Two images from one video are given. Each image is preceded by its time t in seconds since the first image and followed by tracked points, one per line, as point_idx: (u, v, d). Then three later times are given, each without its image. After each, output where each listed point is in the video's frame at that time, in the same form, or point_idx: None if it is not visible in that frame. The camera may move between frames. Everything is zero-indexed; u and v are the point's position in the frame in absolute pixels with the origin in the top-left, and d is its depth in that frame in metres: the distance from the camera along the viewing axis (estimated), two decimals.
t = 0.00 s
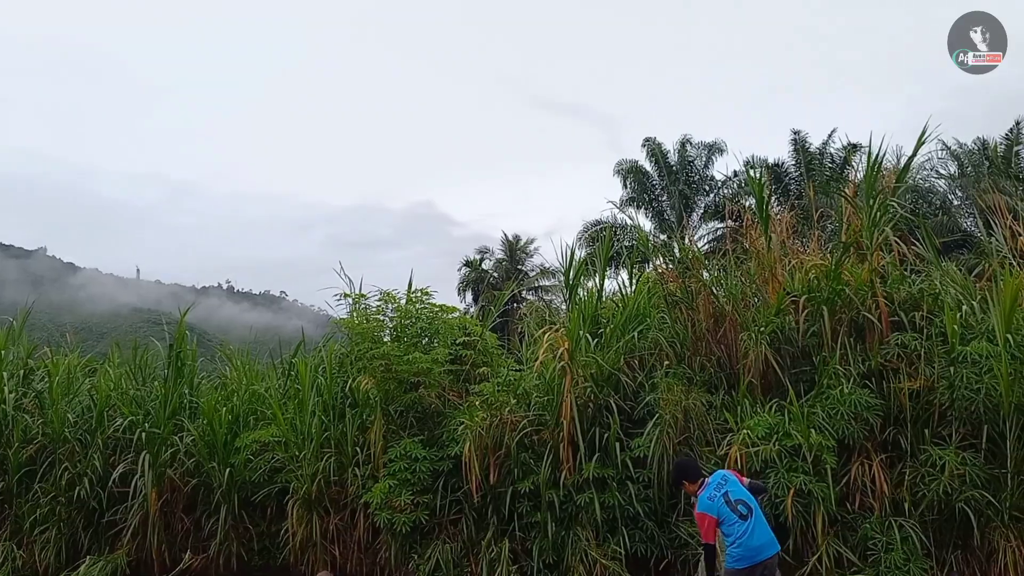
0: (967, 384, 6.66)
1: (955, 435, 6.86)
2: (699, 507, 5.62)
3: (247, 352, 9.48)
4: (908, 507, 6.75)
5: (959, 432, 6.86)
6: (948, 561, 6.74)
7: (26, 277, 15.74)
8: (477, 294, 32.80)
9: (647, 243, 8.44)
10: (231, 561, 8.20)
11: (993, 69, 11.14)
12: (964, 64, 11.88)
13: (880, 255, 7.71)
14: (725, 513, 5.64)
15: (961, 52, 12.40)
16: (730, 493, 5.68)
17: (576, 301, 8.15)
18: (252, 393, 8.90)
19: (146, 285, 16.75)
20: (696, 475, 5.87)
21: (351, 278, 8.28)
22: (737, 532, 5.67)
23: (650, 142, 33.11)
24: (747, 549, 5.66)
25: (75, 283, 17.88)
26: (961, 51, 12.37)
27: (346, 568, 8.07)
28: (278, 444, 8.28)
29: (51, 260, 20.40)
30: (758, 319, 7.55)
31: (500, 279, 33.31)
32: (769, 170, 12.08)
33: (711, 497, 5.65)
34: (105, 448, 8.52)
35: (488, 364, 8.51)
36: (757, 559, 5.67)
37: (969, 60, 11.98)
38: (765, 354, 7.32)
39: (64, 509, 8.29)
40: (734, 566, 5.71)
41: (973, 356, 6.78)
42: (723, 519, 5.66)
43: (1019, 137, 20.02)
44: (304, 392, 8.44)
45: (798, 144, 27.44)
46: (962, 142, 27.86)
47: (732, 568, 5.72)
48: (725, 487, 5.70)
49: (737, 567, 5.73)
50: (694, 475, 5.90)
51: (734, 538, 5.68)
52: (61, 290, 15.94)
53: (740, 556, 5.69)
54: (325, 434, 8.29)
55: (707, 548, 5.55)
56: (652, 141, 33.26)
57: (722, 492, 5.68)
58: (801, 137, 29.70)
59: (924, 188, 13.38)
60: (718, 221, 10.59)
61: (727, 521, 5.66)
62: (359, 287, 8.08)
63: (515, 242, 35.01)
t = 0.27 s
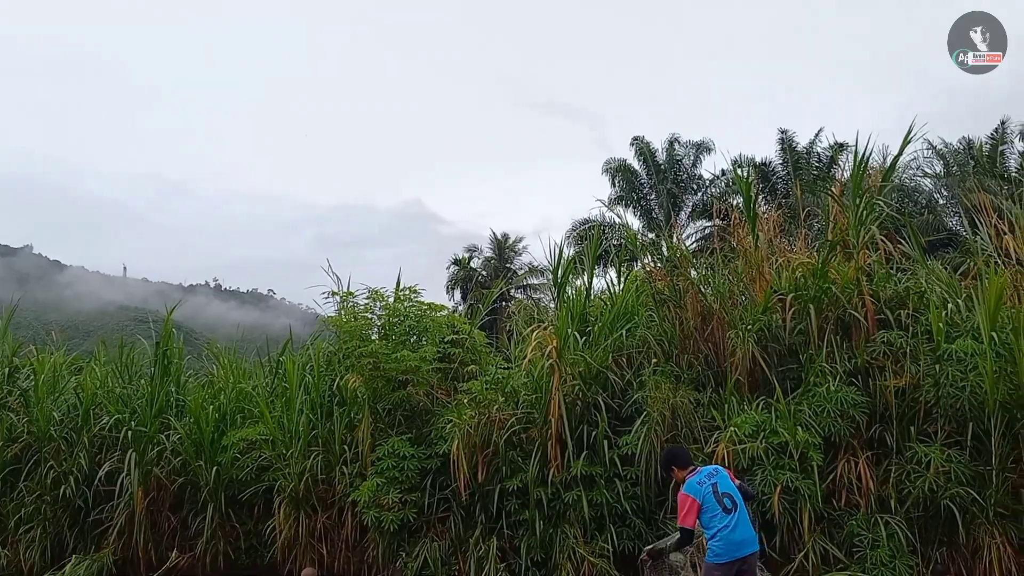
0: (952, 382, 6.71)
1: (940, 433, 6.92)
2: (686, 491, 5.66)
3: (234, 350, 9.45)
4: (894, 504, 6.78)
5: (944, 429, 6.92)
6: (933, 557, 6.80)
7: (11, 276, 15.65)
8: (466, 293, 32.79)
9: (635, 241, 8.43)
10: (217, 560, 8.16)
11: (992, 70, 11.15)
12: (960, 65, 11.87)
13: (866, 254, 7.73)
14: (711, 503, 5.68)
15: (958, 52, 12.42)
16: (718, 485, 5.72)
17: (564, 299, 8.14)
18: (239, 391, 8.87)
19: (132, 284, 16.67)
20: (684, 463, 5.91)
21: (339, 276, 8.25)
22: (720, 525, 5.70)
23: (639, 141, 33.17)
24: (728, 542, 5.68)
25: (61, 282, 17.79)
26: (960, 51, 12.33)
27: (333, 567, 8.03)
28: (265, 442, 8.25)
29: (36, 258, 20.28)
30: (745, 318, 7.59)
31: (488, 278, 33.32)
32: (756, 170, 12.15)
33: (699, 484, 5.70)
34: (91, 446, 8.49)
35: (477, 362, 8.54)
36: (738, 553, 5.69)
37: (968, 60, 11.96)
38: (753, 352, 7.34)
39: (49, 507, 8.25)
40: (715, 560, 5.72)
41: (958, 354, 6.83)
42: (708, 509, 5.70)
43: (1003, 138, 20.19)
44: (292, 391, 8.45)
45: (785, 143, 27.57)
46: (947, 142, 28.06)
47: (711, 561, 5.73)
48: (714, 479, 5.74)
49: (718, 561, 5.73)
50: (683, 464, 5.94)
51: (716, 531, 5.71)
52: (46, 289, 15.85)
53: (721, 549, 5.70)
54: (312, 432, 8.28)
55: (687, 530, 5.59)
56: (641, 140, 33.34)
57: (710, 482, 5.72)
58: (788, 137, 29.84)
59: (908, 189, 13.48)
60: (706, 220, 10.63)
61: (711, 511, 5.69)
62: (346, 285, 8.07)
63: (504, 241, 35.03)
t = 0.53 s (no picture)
0: (928, 379, 6.78)
1: (917, 430, 6.98)
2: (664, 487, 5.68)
3: (212, 347, 9.38)
4: (870, 500, 6.85)
5: (920, 426, 6.99)
6: (909, 553, 6.85)
7: None
8: (446, 291, 32.76)
9: (615, 239, 8.39)
10: (195, 558, 8.10)
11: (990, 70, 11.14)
12: (960, 64, 11.80)
13: (845, 252, 7.79)
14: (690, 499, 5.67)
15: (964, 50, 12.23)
16: (696, 481, 5.71)
17: (545, 297, 8.13)
18: (217, 389, 8.83)
19: (109, 281, 16.52)
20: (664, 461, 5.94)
21: (317, 272, 8.16)
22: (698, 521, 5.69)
23: (620, 140, 33.26)
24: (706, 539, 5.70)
25: (36, 279, 17.60)
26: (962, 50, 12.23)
27: (312, 564, 8.06)
28: (243, 440, 8.22)
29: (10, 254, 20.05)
30: (725, 315, 7.62)
31: (469, 276, 33.30)
32: (735, 168, 12.21)
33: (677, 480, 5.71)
34: (67, 444, 8.40)
35: (457, 360, 8.53)
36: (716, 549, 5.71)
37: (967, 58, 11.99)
38: (732, 350, 7.39)
39: (24, 506, 8.18)
40: (694, 556, 5.74)
41: (935, 352, 6.89)
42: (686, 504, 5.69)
43: (978, 138, 20.42)
44: (271, 388, 8.36)
45: (765, 143, 27.72)
46: (923, 143, 28.36)
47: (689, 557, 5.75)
48: (691, 475, 5.74)
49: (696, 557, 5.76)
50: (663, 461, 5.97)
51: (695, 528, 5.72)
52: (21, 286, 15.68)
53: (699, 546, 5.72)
54: (291, 430, 8.23)
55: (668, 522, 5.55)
56: (621, 139, 33.43)
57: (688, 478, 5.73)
58: (768, 136, 30.02)
59: (885, 188, 13.61)
60: (685, 218, 10.68)
61: (690, 508, 5.65)
62: (326, 282, 8.02)
63: (484, 239, 35.02)
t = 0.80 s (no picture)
0: (903, 379, 6.84)
1: (892, 428, 7.04)
2: (635, 500, 5.80)
3: (189, 346, 9.31)
4: (846, 499, 6.90)
5: (895, 425, 7.05)
6: (884, 551, 6.89)
7: None
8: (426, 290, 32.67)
9: (595, 239, 8.40)
10: (171, 559, 8.04)
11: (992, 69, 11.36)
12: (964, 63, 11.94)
13: (821, 253, 7.84)
14: (660, 506, 5.76)
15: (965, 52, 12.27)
16: (666, 486, 5.80)
17: (524, 296, 8.11)
18: (194, 388, 8.77)
19: (85, 278, 16.36)
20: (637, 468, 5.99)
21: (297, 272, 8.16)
22: (672, 526, 5.74)
23: (600, 139, 33.34)
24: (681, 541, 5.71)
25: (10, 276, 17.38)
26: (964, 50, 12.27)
27: (290, 565, 8.00)
28: (220, 439, 8.16)
29: None
30: (703, 315, 7.66)
31: (449, 275, 33.25)
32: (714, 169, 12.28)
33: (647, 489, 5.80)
34: (41, 444, 8.31)
35: (436, 359, 8.52)
36: (692, 550, 5.72)
37: (967, 61, 12.03)
38: (710, 349, 7.42)
39: None
40: (672, 558, 5.72)
41: (909, 352, 6.98)
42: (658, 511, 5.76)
43: (953, 140, 20.66)
44: (248, 387, 8.34)
45: (744, 143, 27.88)
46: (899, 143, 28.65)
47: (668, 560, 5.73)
48: (662, 481, 5.83)
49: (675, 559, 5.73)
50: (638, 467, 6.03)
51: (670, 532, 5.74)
52: None
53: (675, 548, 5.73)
54: (269, 429, 8.18)
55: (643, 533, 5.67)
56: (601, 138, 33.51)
57: (659, 485, 5.81)
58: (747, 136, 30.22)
59: (862, 188, 13.73)
60: (664, 218, 10.73)
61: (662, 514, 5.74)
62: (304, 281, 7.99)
63: (464, 238, 34.97)
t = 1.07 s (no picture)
0: (881, 378, 6.89)
1: (871, 428, 7.09)
2: (617, 487, 5.81)
3: (169, 343, 9.25)
4: (825, 497, 6.95)
5: (874, 424, 7.09)
6: (862, 549, 6.94)
7: None
8: (408, 288, 32.61)
9: (577, 238, 8.42)
10: (149, 558, 7.99)
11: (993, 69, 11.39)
12: (969, 65, 11.98)
13: (802, 253, 7.93)
14: (640, 499, 5.78)
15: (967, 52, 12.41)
16: (648, 480, 5.81)
17: (507, 294, 8.09)
18: (173, 385, 8.71)
19: (64, 274, 16.20)
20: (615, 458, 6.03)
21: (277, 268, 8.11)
22: (651, 519, 5.75)
23: (583, 138, 33.36)
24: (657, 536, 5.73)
25: None
26: (968, 50, 12.35)
27: (269, 563, 7.97)
28: (200, 437, 8.09)
29: None
30: (684, 314, 7.72)
31: (432, 273, 33.20)
32: (697, 168, 12.32)
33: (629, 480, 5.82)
34: (17, 442, 8.21)
35: (418, 357, 8.49)
36: (667, 545, 5.76)
37: (970, 60, 12.30)
38: (691, 348, 7.48)
39: None
40: (647, 553, 5.78)
41: (888, 351, 7.04)
42: (637, 504, 5.79)
43: (932, 142, 20.85)
44: (229, 384, 8.24)
45: (727, 143, 28.00)
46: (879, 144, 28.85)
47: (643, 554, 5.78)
48: (645, 474, 5.85)
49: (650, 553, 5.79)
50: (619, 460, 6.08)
51: (647, 526, 5.76)
52: None
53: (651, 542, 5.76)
54: (249, 427, 8.13)
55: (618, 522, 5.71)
56: (584, 137, 33.54)
57: (641, 478, 5.83)
58: (729, 136, 30.34)
59: (844, 188, 13.82)
60: (647, 217, 10.78)
61: (641, 506, 5.75)
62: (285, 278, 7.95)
63: (448, 236, 34.91)
